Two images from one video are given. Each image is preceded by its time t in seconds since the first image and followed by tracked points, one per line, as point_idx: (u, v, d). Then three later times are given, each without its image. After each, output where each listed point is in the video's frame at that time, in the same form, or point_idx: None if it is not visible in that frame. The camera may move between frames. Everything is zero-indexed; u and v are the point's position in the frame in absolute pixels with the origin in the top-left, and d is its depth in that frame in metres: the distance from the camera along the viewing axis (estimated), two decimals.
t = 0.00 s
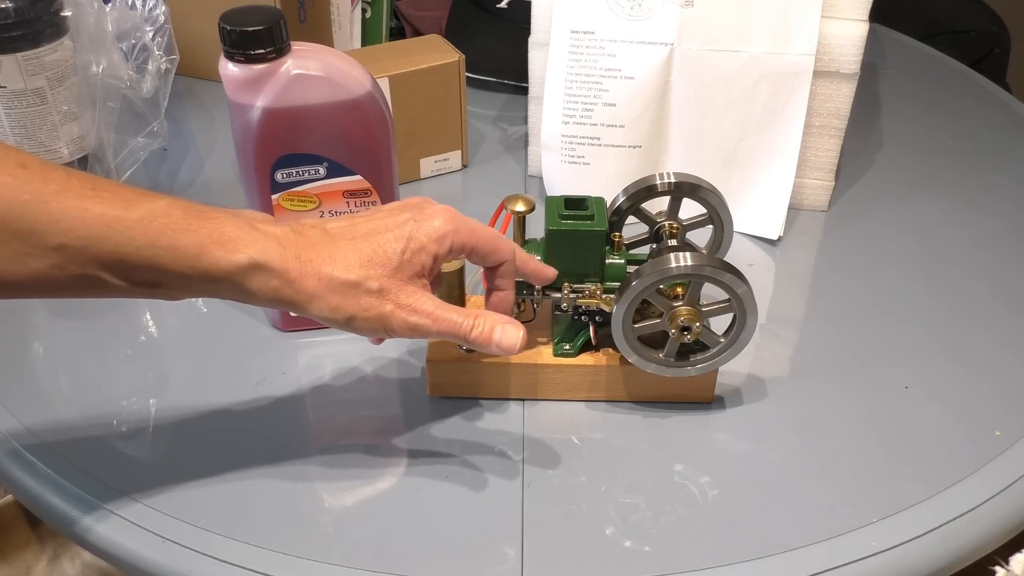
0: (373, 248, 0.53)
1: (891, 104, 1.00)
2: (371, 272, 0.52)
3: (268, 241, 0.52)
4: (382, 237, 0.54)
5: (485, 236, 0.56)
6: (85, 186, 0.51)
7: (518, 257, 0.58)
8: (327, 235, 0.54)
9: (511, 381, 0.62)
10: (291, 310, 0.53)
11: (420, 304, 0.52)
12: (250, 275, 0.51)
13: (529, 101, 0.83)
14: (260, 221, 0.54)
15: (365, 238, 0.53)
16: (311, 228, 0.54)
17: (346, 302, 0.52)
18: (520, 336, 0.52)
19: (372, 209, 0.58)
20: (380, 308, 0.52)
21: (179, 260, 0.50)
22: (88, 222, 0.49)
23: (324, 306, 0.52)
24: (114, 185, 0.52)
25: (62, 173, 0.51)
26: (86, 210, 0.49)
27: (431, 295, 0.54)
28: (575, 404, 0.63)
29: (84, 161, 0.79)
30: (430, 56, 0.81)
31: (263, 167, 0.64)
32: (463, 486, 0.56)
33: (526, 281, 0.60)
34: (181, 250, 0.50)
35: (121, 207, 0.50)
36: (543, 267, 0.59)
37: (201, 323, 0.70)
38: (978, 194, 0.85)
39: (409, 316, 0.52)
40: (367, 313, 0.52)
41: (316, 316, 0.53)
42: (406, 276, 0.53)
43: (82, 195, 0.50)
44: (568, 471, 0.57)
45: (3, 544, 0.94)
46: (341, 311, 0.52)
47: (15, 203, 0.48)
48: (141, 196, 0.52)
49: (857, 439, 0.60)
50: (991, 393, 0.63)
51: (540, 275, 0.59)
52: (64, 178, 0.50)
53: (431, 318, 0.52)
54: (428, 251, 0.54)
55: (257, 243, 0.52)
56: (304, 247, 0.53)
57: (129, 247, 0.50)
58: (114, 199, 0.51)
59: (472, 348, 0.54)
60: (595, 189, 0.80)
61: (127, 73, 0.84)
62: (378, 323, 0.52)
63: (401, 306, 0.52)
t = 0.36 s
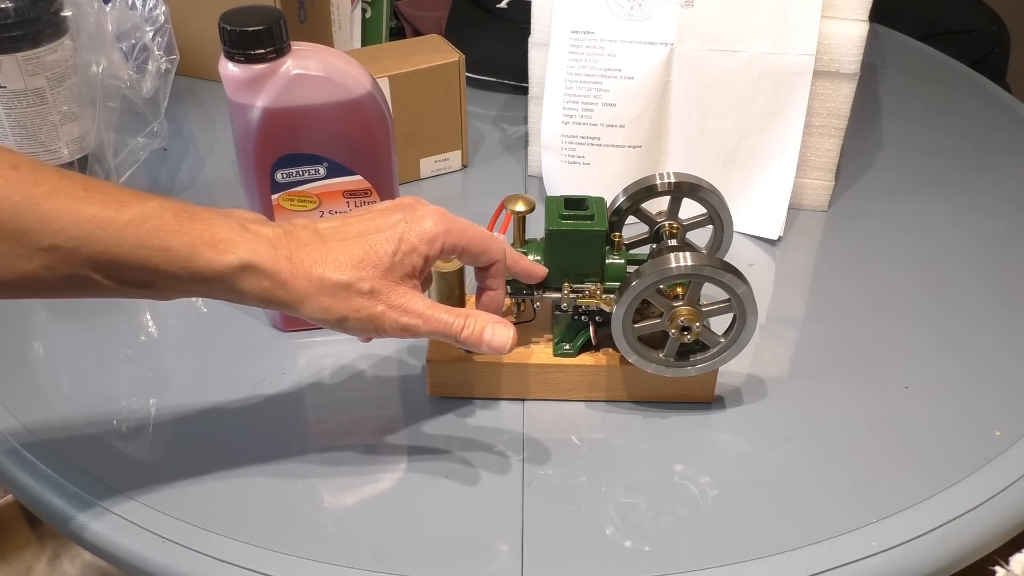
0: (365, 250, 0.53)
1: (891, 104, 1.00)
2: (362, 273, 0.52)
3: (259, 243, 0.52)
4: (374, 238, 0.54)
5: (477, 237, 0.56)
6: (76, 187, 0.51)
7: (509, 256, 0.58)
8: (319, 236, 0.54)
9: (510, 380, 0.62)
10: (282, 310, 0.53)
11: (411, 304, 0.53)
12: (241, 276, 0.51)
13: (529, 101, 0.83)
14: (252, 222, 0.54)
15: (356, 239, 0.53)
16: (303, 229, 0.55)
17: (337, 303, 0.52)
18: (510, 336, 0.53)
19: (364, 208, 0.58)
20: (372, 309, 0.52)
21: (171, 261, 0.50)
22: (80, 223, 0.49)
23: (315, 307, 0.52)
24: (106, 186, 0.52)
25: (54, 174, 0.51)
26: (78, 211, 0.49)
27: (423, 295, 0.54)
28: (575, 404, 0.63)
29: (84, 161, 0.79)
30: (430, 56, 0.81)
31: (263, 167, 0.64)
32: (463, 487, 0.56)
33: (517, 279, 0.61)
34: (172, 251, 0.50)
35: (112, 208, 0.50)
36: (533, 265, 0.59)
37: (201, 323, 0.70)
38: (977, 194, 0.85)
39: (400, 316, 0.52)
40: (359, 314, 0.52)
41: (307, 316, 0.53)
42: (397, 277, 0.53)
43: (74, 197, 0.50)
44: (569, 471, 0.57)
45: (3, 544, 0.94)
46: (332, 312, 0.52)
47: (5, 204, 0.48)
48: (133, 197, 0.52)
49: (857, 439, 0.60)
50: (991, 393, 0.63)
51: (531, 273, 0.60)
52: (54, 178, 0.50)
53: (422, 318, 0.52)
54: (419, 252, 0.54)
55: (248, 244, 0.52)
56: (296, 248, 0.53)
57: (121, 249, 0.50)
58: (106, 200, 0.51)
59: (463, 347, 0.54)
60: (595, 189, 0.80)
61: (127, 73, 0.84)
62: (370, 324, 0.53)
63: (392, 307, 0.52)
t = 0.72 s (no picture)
0: (362, 254, 0.53)
1: (891, 104, 1.00)
2: (360, 278, 0.52)
3: (257, 247, 0.52)
4: (372, 242, 0.54)
5: (476, 240, 0.56)
6: (75, 191, 0.51)
7: (508, 258, 0.58)
8: (317, 240, 0.54)
9: (510, 380, 0.62)
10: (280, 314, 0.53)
11: (409, 307, 0.53)
12: (239, 280, 0.51)
13: (529, 101, 0.83)
14: (250, 225, 0.54)
15: (354, 243, 0.53)
16: (301, 232, 0.55)
17: (336, 307, 0.52)
18: (508, 338, 0.53)
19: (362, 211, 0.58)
20: (369, 313, 0.52)
21: (168, 265, 0.50)
22: (78, 228, 0.49)
23: (313, 311, 0.52)
24: (105, 190, 0.52)
25: (54, 178, 0.51)
26: (77, 215, 0.49)
27: (421, 299, 0.54)
28: (575, 404, 0.63)
29: (85, 161, 0.79)
30: (430, 56, 0.81)
31: (263, 167, 0.64)
32: (464, 486, 0.56)
33: (516, 281, 0.61)
34: (170, 255, 0.50)
35: (111, 212, 0.50)
36: (533, 266, 0.59)
37: (201, 323, 0.70)
38: (977, 194, 0.85)
39: (398, 320, 0.53)
40: (357, 317, 0.53)
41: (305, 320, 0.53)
42: (395, 281, 0.53)
43: (73, 201, 0.50)
44: (568, 471, 0.57)
45: (3, 544, 0.94)
46: (330, 315, 0.52)
47: (4, 208, 0.48)
48: (132, 201, 0.52)
49: (857, 439, 0.59)
50: (991, 393, 0.63)
51: (531, 274, 0.60)
52: (54, 183, 0.50)
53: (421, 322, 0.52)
54: (417, 256, 0.54)
55: (246, 248, 0.52)
56: (294, 252, 0.53)
57: (118, 253, 0.50)
58: (105, 205, 0.51)
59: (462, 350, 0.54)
60: (595, 189, 0.80)
61: (127, 73, 0.84)
62: (368, 327, 0.53)
63: (389, 310, 0.52)
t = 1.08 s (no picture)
0: (357, 259, 0.52)
1: (891, 104, 1.00)
2: (354, 284, 0.52)
3: (254, 252, 0.52)
4: (366, 247, 0.53)
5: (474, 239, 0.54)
6: (77, 197, 0.51)
7: (511, 255, 0.57)
8: (313, 245, 0.54)
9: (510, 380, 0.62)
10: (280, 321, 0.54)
11: (404, 314, 0.52)
12: (237, 286, 0.51)
13: (529, 101, 0.83)
14: (249, 231, 0.54)
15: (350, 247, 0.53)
16: (299, 237, 0.54)
17: (332, 314, 0.52)
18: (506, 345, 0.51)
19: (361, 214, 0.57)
20: (364, 319, 0.52)
21: (168, 270, 0.50)
22: (78, 232, 0.49)
23: (310, 318, 0.52)
24: (106, 196, 0.52)
25: (55, 183, 0.51)
26: (78, 220, 0.50)
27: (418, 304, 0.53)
28: (575, 404, 0.63)
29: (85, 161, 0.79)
30: (430, 56, 0.81)
31: (263, 167, 0.64)
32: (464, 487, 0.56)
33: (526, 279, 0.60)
34: (169, 261, 0.50)
35: (112, 217, 0.50)
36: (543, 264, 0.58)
37: (201, 323, 0.70)
38: (977, 194, 0.85)
39: (394, 326, 0.52)
40: (353, 324, 0.52)
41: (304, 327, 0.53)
42: (390, 286, 0.52)
43: (75, 205, 0.50)
44: (568, 471, 0.57)
45: (3, 544, 0.94)
46: (326, 322, 0.52)
47: (6, 212, 0.48)
48: (133, 206, 0.52)
49: (857, 439, 0.60)
50: (991, 393, 0.63)
51: (540, 273, 0.58)
52: (56, 188, 0.51)
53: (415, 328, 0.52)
54: (413, 259, 0.53)
55: (243, 255, 0.52)
56: (291, 257, 0.53)
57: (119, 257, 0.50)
58: (106, 209, 0.51)
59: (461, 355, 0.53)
60: (595, 189, 0.80)
61: (127, 73, 0.84)
62: (364, 333, 0.52)
63: (385, 317, 0.52)
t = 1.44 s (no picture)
0: (407, 281, 0.52)
1: (891, 104, 1.00)
2: (399, 304, 0.52)
3: (305, 261, 0.52)
4: (417, 271, 0.53)
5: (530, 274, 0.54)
6: (134, 197, 0.50)
7: (575, 279, 0.55)
8: (364, 259, 0.53)
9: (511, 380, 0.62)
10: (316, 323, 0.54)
11: (443, 343, 0.52)
12: (282, 293, 0.51)
13: (529, 101, 0.83)
14: (301, 236, 0.53)
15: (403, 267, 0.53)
16: (351, 246, 0.54)
17: (372, 330, 0.52)
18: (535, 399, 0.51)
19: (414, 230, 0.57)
20: (402, 342, 0.52)
21: (217, 276, 0.50)
22: (135, 233, 0.49)
23: (348, 331, 0.52)
24: (162, 194, 0.52)
25: (113, 182, 0.51)
26: (134, 221, 0.49)
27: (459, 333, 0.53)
28: (574, 404, 0.63)
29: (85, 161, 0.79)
30: (430, 56, 0.81)
31: (263, 168, 0.64)
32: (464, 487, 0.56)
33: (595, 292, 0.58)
34: (220, 268, 0.50)
35: (167, 219, 0.50)
36: (609, 279, 0.56)
37: (201, 323, 0.70)
38: (977, 194, 0.85)
39: (432, 351, 0.52)
40: (389, 344, 0.52)
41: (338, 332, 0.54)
42: (434, 313, 0.53)
43: (130, 207, 0.50)
44: (568, 471, 0.57)
45: (3, 543, 0.94)
46: (364, 337, 0.52)
47: (65, 211, 0.48)
48: (189, 207, 0.52)
49: (858, 439, 0.60)
50: (991, 393, 0.63)
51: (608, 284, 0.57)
52: (112, 187, 0.50)
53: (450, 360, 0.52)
54: (461, 289, 0.53)
55: (292, 262, 0.51)
56: (341, 269, 0.52)
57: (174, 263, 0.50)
58: (161, 212, 0.50)
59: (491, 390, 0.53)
60: (595, 189, 0.80)
61: (127, 73, 0.84)
62: (398, 354, 0.53)
63: (423, 343, 0.52)
